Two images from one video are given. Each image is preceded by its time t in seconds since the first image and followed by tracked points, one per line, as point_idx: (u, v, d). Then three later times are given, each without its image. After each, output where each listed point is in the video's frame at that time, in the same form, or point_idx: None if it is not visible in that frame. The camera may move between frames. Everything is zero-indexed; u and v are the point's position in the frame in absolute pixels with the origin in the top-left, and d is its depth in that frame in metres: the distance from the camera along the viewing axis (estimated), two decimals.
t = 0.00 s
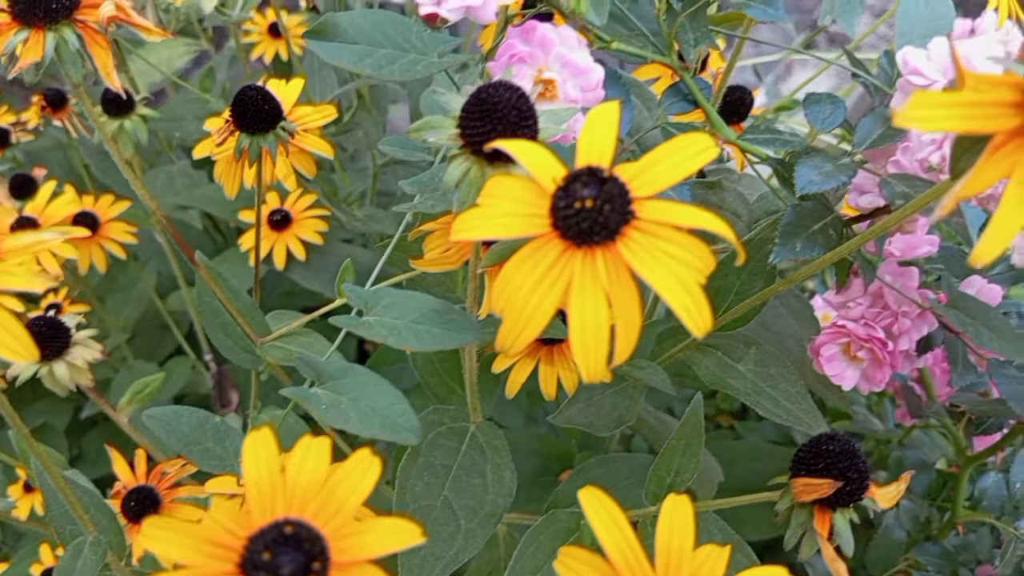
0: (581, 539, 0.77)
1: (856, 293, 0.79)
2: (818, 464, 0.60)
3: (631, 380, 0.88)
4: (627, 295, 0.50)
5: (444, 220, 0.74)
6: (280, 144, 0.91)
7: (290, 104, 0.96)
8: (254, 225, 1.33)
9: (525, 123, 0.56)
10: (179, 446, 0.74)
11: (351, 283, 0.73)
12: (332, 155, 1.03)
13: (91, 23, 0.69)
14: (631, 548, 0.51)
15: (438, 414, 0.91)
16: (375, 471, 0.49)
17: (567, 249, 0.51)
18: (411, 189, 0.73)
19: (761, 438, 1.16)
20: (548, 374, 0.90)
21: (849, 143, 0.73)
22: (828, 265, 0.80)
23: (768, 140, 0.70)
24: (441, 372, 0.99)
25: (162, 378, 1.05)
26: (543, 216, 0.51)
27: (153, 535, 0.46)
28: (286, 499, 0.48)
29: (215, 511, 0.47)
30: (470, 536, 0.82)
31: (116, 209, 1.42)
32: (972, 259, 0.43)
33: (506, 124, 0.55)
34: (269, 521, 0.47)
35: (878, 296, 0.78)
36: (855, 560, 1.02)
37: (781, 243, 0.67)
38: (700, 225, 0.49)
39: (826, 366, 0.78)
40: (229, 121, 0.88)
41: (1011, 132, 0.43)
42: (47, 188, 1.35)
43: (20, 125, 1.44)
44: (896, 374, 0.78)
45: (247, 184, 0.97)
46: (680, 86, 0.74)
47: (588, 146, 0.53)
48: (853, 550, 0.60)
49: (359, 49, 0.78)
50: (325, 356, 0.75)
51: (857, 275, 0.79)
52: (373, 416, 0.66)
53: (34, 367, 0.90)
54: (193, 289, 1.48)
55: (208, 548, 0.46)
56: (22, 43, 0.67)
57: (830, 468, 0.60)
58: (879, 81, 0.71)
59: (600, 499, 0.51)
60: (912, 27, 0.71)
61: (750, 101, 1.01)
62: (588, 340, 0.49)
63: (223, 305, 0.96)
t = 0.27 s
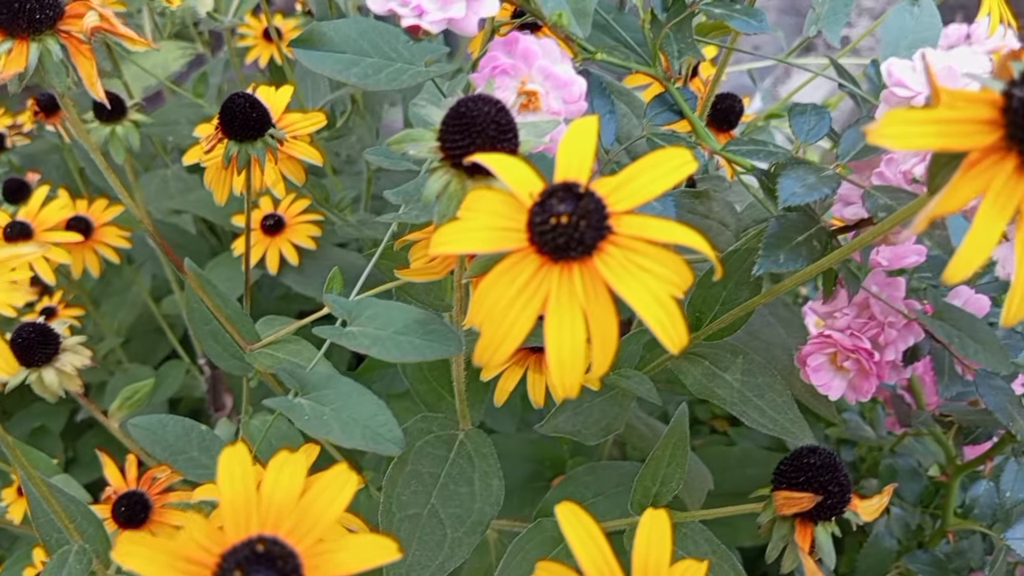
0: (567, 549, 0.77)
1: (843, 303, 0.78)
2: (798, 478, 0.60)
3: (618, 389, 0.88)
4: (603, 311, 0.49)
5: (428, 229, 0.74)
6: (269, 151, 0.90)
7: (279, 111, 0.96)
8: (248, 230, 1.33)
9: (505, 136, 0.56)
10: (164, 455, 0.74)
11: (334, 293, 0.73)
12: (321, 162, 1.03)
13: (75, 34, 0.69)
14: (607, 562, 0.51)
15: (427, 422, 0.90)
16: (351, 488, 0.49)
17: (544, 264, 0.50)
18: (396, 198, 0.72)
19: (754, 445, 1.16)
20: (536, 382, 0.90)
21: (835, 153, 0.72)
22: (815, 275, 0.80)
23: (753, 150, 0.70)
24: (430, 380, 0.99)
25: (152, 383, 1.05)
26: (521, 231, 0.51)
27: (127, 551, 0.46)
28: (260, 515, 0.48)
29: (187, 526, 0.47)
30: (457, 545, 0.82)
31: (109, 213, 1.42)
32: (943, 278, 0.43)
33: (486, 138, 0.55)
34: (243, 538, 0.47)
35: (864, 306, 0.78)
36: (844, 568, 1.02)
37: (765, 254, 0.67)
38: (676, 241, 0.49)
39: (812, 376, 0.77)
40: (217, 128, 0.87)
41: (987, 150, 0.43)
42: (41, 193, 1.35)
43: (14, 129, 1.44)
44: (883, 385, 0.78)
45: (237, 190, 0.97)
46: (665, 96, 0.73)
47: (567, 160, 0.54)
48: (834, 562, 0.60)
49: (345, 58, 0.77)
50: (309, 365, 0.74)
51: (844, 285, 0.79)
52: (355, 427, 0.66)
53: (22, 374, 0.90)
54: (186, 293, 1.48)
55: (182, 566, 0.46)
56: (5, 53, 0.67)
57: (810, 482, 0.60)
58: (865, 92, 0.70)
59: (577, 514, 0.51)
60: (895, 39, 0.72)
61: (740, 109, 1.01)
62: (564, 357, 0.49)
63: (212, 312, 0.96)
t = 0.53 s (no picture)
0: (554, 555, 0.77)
1: (832, 312, 0.78)
2: (783, 488, 0.60)
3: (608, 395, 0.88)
4: (587, 322, 0.50)
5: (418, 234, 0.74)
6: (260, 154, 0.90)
7: (271, 114, 0.96)
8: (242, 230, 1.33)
9: (492, 145, 0.56)
10: (152, 458, 0.75)
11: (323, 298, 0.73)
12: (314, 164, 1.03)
13: (66, 37, 0.69)
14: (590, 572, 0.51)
15: (417, 426, 0.90)
16: (333, 498, 0.50)
17: (529, 275, 0.50)
18: (385, 203, 0.72)
19: (746, 450, 1.16)
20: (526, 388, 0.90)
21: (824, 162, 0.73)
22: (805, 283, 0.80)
23: (742, 159, 0.70)
24: (421, 383, 0.99)
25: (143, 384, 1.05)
26: (506, 240, 0.51)
27: (108, 561, 0.46)
28: (242, 525, 0.48)
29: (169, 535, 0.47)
30: (445, 550, 0.83)
31: (104, 212, 1.42)
32: (924, 294, 0.43)
33: (474, 147, 0.55)
34: (225, 548, 0.48)
35: (853, 315, 0.78)
36: None
37: (753, 263, 0.67)
38: (661, 253, 0.49)
39: (801, 384, 0.77)
40: (208, 132, 0.87)
41: (969, 165, 0.43)
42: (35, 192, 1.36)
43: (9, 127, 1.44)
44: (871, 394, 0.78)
45: (229, 193, 0.97)
46: (655, 103, 0.73)
47: (554, 164, 0.53)
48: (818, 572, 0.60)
49: (336, 62, 0.78)
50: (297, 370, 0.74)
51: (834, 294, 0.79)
52: (341, 432, 0.66)
53: (12, 376, 0.90)
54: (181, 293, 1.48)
55: None
56: None
57: (795, 492, 0.60)
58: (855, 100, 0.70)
59: (560, 524, 0.51)
60: (888, 45, 0.71)
61: (734, 114, 1.01)
62: (547, 368, 0.49)
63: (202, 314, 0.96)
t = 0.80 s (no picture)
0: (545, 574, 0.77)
1: (823, 334, 0.79)
2: (773, 512, 0.61)
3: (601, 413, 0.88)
4: (578, 350, 0.50)
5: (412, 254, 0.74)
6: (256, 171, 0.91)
7: (267, 129, 0.97)
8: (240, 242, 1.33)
9: (485, 172, 0.57)
10: (146, 475, 0.75)
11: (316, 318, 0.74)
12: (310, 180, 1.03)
13: (63, 56, 0.70)
14: None
15: (410, 443, 0.90)
16: (323, 522, 0.50)
17: (520, 302, 0.51)
18: (379, 224, 0.73)
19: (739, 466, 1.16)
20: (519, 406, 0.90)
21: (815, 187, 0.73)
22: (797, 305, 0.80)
23: (735, 183, 0.70)
24: (415, 399, 0.99)
25: (137, 397, 1.05)
26: (498, 268, 0.51)
27: None
28: (233, 549, 0.48)
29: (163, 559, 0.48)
30: (437, 568, 0.83)
31: (100, 223, 1.42)
32: (909, 329, 0.43)
33: (467, 174, 0.56)
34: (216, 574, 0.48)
35: (844, 337, 0.78)
36: None
37: (744, 287, 0.67)
38: (650, 281, 0.49)
39: (793, 406, 0.77)
40: (204, 149, 0.88)
41: (953, 202, 0.44)
42: (32, 202, 1.36)
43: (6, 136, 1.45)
44: (862, 415, 0.78)
45: (225, 209, 0.97)
46: (648, 126, 0.74)
47: (546, 190, 0.53)
48: None
49: (332, 82, 0.78)
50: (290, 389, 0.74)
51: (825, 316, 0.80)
52: (334, 453, 0.67)
53: (6, 389, 0.90)
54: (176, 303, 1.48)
55: None
56: None
57: (785, 518, 0.60)
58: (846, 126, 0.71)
59: (549, 550, 0.51)
60: (877, 74, 0.72)
61: (728, 134, 1.01)
62: (538, 395, 0.49)
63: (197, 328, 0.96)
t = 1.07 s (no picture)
0: None
1: (830, 351, 0.79)
2: (780, 532, 0.61)
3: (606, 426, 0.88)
4: (587, 370, 0.50)
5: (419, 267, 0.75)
6: (264, 182, 0.91)
7: (277, 139, 0.97)
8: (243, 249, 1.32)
9: (494, 191, 0.57)
10: (153, 486, 0.75)
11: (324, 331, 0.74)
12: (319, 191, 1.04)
13: (75, 70, 0.70)
14: None
15: (415, 454, 0.91)
16: (332, 541, 0.50)
17: (529, 321, 0.51)
18: (388, 239, 0.73)
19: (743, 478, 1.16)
20: (525, 418, 0.90)
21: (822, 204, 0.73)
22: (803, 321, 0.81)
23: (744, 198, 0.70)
24: (421, 410, 1.00)
25: (143, 406, 1.05)
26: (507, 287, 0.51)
27: None
28: (241, 566, 0.49)
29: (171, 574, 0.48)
30: None
31: (107, 229, 1.43)
32: (918, 355, 0.43)
33: (476, 193, 0.56)
34: None
35: (849, 354, 0.78)
36: None
37: (751, 305, 0.67)
38: (658, 303, 0.50)
39: (799, 422, 0.78)
40: (212, 161, 0.88)
41: (961, 229, 0.44)
42: (40, 208, 1.37)
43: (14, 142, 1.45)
44: (868, 432, 0.78)
45: (233, 219, 0.98)
46: (656, 142, 0.74)
47: (554, 212, 0.54)
48: None
49: (342, 97, 0.79)
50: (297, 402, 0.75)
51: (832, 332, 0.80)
52: (340, 468, 0.67)
53: (15, 398, 0.91)
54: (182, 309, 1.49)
55: None
56: (4, 89, 0.68)
57: (791, 536, 0.61)
58: (852, 144, 0.72)
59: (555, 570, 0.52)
60: (885, 92, 0.72)
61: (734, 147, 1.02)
62: (546, 413, 0.48)
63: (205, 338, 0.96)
